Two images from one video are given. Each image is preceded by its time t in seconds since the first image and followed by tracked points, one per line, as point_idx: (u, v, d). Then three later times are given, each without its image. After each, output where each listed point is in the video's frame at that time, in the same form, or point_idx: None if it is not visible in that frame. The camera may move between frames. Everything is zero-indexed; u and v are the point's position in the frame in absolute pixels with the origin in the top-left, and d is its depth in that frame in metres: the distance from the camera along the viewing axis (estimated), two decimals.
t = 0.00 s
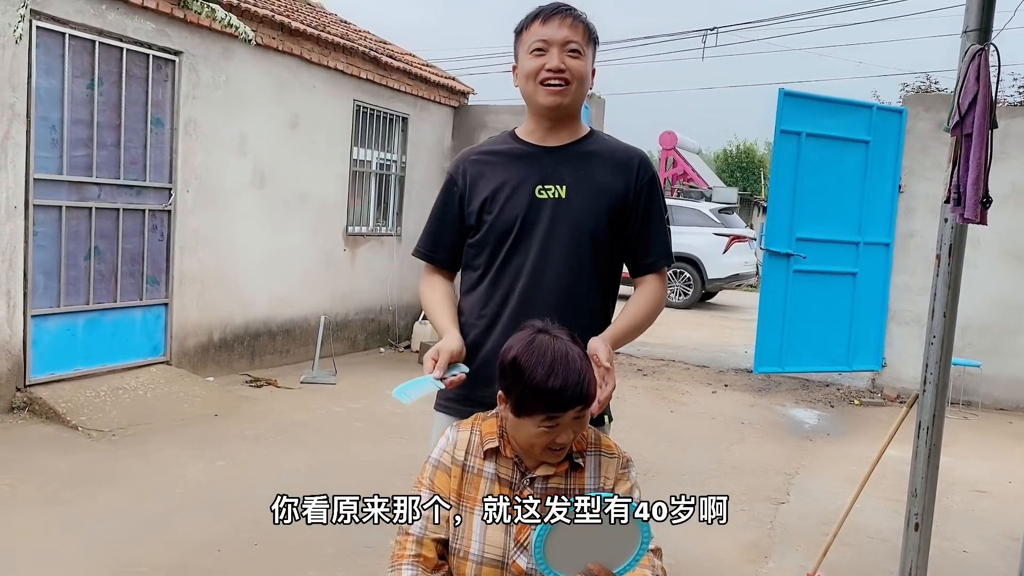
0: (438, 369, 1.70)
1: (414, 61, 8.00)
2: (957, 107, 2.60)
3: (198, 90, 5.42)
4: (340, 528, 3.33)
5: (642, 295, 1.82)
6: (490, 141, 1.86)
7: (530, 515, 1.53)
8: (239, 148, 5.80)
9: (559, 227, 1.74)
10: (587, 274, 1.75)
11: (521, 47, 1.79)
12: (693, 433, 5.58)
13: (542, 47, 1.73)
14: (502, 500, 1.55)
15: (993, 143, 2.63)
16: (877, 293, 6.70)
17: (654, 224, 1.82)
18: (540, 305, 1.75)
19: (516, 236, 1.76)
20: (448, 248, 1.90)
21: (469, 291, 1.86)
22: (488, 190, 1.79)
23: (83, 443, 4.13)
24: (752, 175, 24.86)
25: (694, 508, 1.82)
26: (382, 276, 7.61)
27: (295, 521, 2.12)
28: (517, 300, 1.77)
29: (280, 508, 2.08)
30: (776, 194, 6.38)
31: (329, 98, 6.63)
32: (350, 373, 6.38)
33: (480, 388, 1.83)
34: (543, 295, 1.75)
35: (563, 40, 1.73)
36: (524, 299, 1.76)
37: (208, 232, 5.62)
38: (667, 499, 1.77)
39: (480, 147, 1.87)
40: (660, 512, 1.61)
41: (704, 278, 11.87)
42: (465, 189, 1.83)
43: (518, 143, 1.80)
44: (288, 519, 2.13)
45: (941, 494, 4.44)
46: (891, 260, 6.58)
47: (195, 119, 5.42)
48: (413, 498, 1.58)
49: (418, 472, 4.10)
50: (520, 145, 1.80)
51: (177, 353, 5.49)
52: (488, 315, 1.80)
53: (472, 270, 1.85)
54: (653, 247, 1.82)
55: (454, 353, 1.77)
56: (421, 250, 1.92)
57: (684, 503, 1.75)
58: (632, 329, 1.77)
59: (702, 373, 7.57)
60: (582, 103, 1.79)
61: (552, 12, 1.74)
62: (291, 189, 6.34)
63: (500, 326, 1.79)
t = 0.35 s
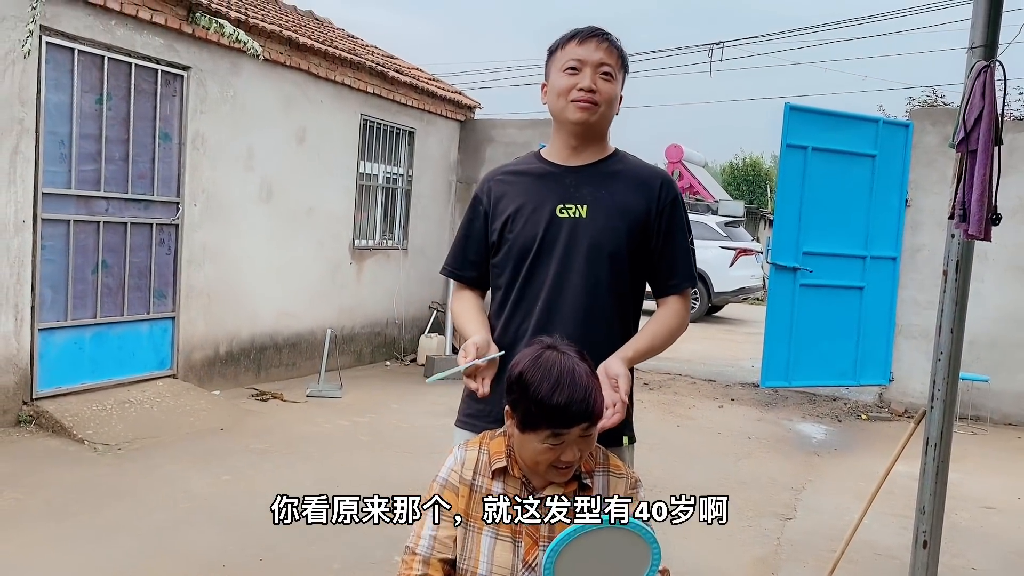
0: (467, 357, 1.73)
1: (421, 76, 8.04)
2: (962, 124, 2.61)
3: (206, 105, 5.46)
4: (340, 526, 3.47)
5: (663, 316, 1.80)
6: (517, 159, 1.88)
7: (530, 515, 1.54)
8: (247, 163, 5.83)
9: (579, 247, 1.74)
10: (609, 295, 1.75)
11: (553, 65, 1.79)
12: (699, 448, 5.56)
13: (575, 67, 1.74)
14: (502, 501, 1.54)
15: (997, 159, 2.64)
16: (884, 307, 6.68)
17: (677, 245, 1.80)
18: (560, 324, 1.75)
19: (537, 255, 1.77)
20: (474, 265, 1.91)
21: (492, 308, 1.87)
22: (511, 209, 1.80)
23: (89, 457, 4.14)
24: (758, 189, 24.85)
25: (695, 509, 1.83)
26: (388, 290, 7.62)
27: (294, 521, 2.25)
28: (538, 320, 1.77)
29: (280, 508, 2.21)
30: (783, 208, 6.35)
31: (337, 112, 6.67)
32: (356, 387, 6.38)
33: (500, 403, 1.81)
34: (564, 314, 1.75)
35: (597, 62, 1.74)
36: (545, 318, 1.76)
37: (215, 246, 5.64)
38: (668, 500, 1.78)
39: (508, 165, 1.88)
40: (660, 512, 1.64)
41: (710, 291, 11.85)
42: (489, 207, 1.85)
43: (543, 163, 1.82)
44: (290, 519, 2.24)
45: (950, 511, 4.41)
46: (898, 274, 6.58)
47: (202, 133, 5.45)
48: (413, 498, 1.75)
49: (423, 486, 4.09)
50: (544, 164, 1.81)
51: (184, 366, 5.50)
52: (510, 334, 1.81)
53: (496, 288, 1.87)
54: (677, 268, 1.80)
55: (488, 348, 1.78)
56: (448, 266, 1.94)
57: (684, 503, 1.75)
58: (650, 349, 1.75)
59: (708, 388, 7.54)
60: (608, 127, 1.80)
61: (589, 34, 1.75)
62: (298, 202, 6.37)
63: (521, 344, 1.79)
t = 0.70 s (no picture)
0: (477, 388, 1.69)
1: (428, 88, 8.08)
2: (968, 137, 2.61)
3: (215, 118, 5.50)
4: (345, 539, 3.47)
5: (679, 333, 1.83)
6: (534, 173, 1.87)
7: (530, 515, 1.55)
8: (255, 176, 5.86)
9: (599, 262, 1.75)
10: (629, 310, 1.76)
11: (571, 81, 1.81)
12: (706, 460, 5.54)
13: (593, 83, 1.75)
14: (503, 500, 1.55)
15: (1004, 172, 2.64)
16: (891, 318, 6.67)
17: (695, 261, 1.83)
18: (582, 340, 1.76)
19: (558, 270, 1.77)
20: (491, 279, 1.90)
21: (510, 323, 1.86)
22: (531, 224, 1.80)
23: (98, 469, 4.15)
24: (765, 200, 24.83)
25: (695, 509, 1.84)
26: (395, 302, 7.64)
27: (294, 520, 2.30)
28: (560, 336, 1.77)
29: (280, 508, 2.26)
30: (789, 219, 6.35)
31: (344, 125, 6.71)
32: (362, 399, 6.38)
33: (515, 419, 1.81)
34: (586, 330, 1.76)
35: (615, 79, 1.75)
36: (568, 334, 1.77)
37: (224, 258, 5.67)
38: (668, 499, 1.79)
39: (524, 179, 1.88)
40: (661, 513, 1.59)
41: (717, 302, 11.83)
42: (507, 222, 1.84)
43: (563, 179, 1.82)
44: (289, 519, 2.28)
45: (959, 524, 4.38)
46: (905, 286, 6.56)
47: (211, 146, 5.49)
48: (413, 500, 1.87)
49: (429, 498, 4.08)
50: (564, 180, 1.82)
51: (192, 378, 5.52)
52: (530, 350, 1.81)
53: (513, 302, 1.86)
54: (695, 284, 1.83)
55: (499, 371, 1.74)
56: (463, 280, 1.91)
57: (684, 503, 1.76)
58: (672, 365, 1.77)
59: (716, 400, 7.52)
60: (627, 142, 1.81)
61: (606, 51, 1.77)
62: (305, 214, 6.39)
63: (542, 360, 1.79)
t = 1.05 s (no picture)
0: (483, 403, 1.71)
1: (433, 95, 8.11)
2: (971, 145, 2.63)
3: (221, 126, 5.53)
4: (351, 545, 3.49)
5: (682, 343, 1.85)
6: (545, 180, 1.89)
7: (530, 515, 1.41)
8: (261, 183, 5.90)
9: (606, 270, 1.76)
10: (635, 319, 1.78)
11: (582, 90, 1.83)
12: (711, 466, 5.55)
13: (604, 91, 1.77)
14: (503, 500, 1.41)
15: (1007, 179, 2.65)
16: (896, 324, 6.67)
17: (701, 271, 1.84)
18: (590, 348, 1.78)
19: (565, 278, 1.79)
20: (500, 285, 1.91)
21: (519, 329, 1.88)
22: (541, 230, 1.82)
23: (104, 475, 4.17)
24: (770, 206, 24.84)
25: (694, 509, 1.86)
26: (400, 308, 7.66)
27: (295, 520, 2.29)
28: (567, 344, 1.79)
29: (280, 509, 2.25)
30: (794, 225, 6.35)
31: (349, 132, 6.74)
32: (368, 405, 6.40)
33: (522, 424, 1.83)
34: (593, 337, 1.77)
35: (626, 88, 1.77)
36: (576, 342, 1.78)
37: (230, 265, 5.70)
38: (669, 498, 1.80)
39: (535, 186, 1.89)
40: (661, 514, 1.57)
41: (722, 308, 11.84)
42: (517, 228, 1.86)
43: (571, 186, 1.84)
44: (289, 520, 2.27)
45: (965, 530, 4.38)
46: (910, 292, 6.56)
47: (218, 154, 5.52)
48: (413, 499, 1.89)
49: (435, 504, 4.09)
50: (570, 188, 1.84)
51: (198, 385, 5.54)
52: (538, 356, 1.82)
53: (522, 308, 1.88)
54: (700, 295, 1.85)
55: (506, 386, 1.75)
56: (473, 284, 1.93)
57: (684, 503, 1.77)
58: (675, 375, 1.78)
59: (720, 406, 7.51)
60: (637, 151, 1.82)
61: (617, 60, 1.79)
62: (311, 221, 6.42)
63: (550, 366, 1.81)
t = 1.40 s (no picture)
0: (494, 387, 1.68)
1: (435, 96, 8.13)
2: (970, 145, 2.65)
3: (224, 127, 5.55)
4: (353, 545, 3.51)
5: (688, 342, 1.85)
6: (549, 182, 1.92)
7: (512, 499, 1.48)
8: (264, 184, 5.92)
9: (607, 270, 1.78)
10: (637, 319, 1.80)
11: (583, 96, 1.84)
12: (712, 466, 5.56)
13: (604, 98, 1.78)
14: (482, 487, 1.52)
15: (1006, 178, 2.67)
16: (897, 324, 6.68)
17: (704, 272, 1.86)
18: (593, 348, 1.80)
19: (568, 278, 1.81)
20: (506, 286, 1.94)
21: (524, 328, 1.90)
22: (544, 231, 1.84)
23: (109, 475, 4.19)
24: (772, 207, 24.84)
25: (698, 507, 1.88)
26: (403, 309, 7.69)
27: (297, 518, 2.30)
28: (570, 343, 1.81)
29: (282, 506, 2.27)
30: (795, 225, 6.36)
31: (352, 134, 6.76)
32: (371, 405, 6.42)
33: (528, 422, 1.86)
34: (595, 337, 1.79)
35: (626, 93, 1.77)
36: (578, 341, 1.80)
37: (233, 266, 5.72)
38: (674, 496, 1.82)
39: (540, 187, 1.92)
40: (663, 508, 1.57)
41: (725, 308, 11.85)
42: (522, 229, 1.89)
43: (573, 188, 1.86)
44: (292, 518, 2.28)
45: (966, 529, 4.39)
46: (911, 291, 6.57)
47: (221, 155, 5.55)
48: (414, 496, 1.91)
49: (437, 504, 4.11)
50: (572, 190, 1.86)
51: (202, 385, 5.57)
52: (541, 356, 1.85)
53: (526, 308, 1.90)
54: (704, 294, 1.86)
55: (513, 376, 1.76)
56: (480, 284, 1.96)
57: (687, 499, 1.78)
58: (680, 369, 1.79)
59: (723, 406, 7.53)
60: (637, 156, 1.83)
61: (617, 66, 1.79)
62: (313, 222, 6.44)
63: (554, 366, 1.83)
